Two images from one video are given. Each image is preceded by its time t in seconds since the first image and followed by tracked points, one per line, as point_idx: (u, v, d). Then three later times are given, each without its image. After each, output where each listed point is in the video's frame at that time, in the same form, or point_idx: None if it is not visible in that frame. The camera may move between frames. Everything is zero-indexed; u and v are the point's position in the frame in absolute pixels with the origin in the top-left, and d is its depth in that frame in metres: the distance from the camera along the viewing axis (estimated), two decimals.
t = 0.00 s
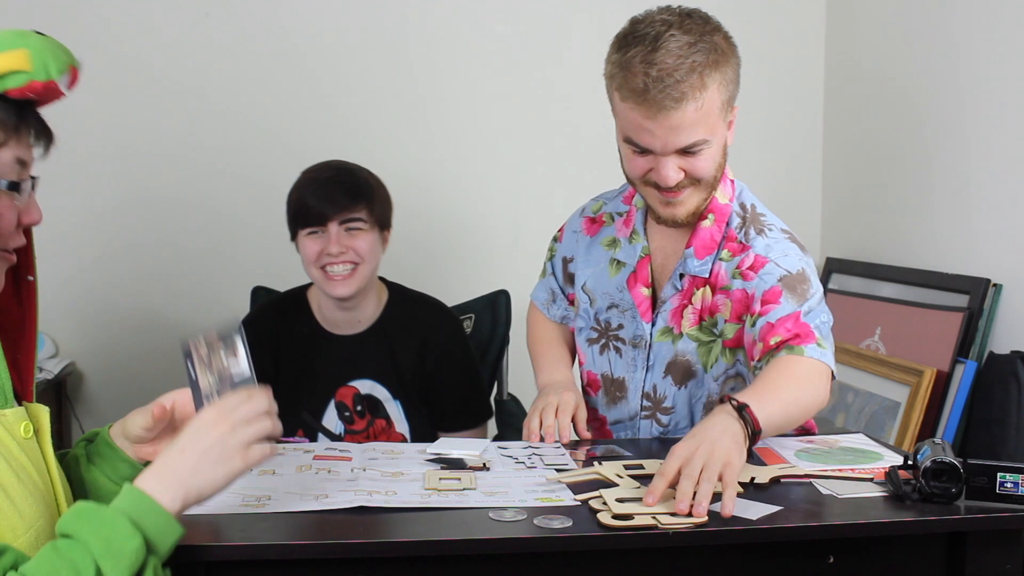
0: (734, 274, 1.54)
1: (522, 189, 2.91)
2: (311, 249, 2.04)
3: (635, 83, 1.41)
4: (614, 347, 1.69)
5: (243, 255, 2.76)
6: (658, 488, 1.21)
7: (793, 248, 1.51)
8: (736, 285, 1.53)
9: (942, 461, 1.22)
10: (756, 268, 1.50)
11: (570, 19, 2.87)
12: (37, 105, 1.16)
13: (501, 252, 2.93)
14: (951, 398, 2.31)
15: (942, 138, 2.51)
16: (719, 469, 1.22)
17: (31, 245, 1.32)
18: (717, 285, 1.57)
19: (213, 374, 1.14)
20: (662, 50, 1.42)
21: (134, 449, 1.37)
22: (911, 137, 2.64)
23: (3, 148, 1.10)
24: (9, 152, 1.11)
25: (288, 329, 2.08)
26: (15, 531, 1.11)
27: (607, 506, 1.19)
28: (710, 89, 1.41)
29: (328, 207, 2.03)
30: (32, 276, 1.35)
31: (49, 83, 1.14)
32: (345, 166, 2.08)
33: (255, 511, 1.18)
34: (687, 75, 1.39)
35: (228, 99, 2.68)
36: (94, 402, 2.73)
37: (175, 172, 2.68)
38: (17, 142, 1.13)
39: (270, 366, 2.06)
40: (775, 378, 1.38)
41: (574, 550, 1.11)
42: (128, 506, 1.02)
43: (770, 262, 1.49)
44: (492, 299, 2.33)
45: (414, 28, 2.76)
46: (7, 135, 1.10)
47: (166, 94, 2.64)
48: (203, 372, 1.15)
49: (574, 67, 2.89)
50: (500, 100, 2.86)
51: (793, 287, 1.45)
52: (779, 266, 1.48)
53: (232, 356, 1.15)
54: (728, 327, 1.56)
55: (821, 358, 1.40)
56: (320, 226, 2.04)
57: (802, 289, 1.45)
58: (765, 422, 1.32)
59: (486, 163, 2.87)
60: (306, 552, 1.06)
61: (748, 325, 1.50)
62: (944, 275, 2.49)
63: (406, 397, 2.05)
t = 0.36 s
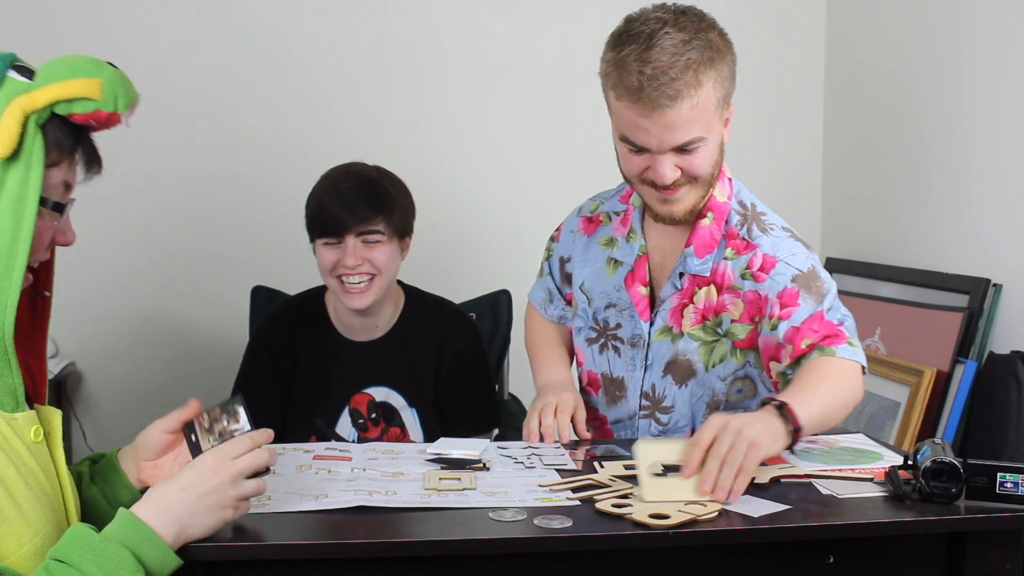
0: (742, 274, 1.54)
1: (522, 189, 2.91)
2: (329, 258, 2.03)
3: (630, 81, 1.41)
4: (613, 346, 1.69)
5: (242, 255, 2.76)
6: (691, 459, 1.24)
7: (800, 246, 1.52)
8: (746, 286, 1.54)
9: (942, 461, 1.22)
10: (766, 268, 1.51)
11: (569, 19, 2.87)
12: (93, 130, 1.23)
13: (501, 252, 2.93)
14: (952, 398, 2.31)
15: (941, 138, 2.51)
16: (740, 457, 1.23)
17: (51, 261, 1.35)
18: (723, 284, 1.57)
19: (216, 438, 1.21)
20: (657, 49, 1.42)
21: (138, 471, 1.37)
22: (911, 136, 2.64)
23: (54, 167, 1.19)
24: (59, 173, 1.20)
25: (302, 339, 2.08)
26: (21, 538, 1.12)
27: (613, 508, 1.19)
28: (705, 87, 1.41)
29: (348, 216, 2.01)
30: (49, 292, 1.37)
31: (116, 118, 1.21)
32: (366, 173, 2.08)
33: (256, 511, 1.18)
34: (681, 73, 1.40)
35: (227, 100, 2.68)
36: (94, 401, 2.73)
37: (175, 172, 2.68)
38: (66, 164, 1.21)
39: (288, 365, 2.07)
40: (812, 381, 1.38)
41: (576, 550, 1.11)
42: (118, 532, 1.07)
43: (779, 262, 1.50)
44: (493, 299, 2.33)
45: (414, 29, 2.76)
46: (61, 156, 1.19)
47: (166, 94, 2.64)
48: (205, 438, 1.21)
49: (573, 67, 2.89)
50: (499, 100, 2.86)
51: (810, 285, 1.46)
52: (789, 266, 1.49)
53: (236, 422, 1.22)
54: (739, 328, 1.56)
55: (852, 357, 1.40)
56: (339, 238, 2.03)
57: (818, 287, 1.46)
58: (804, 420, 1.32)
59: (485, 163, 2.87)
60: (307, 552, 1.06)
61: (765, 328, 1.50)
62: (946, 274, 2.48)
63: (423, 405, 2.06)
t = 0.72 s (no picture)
0: (749, 269, 1.54)
1: (521, 189, 2.91)
2: (310, 241, 2.04)
3: (628, 75, 1.41)
4: (613, 344, 1.69)
5: (242, 256, 2.76)
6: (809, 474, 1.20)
7: (804, 242, 1.53)
8: (753, 282, 1.54)
9: (942, 461, 1.22)
10: (774, 264, 1.51)
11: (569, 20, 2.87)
12: (108, 143, 1.24)
13: (500, 252, 2.93)
14: (952, 397, 2.31)
15: (942, 138, 2.51)
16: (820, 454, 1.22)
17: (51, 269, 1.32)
18: (727, 281, 1.57)
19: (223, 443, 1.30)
20: (656, 44, 1.42)
21: (139, 471, 1.38)
22: (910, 136, 2.64)
23: (68, 178, 1.20)
24: (71, 184, 1.21)
25: (280, 329, 2.08)
26: (21, 540, 1.12)
27: (615, 508, 1.19)
28: (703, 85, 1.41)
29: (332, 203, 2.04)
30: (43, 298, 1.34)
31: (133, 134, 1.22)
32: (351, 163, 2.09)
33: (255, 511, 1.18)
34: (680, 69, 1.39)
35: (227, 100, 2.68)
36: (93, 401, 2.73)
37: (176, 172, 2.68)
38: (79, 176, 1.22)
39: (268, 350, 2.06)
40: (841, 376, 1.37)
41: (575, 550, 1.11)
42: (129, 536, 1.06)
43: (786, 257, 1.50)
44: (492, 300, 2.31)
45: (413, 29, 2.76)
46: (75, 167, 1.20)
47: (166, 94, 2.64)
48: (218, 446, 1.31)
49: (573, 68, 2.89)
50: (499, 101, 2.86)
51: (817, 280, 1.47)
52: (795, 262, 1.49)
53: (238, 425, 1.28)
54: (744, 323, 1.56)
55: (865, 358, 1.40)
56: (322, 220, 2.05)
57: (824, 281, 1.47)
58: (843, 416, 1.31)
59: (485, 163, 2.87)
60: (307, 552, 1.06)
61: (773, 324, 1.50)
62: (946, 274, 2.48)
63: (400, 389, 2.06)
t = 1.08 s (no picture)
0: (741, 271, 1.54)
1: (521, 189, 2.91)
2: (311, 235, 2.05)
3: (629, 75, 1.41)
4: (613, 344, 1.69)
5: (242, 256, 2.76)
6: (673, 464, 1.26)
7: (800, 245, 1.52)
8: (743, 283, 1.53)
9: (942, 461, 1.22)
10: (764, 265, 1.51)
11: (569, 20, 2.87)
12: (94, 136, 1.24)
13: (500, 252, 2.93)
14: (951, 397, 2.31)
15: (941, 138, 2.51)
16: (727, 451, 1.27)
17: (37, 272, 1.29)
18: (723, 282, 1.57)
19: (231, 438, 1.28)
20: (660, 45, 1.41)
21: (139, 471, 1.38)
22: (910, 136, 2.64)
23: (57, 173, 1.20)
24: (61, 179, 1.21)
25: (276, 334, 2.07)
26: (15, 541, 1.11)
27: (616, 508, 1.19)
28: (705, 87, 1.41)
29: (338, 199, 2.05)
30: (35, 295, 1.32)
31: (120, 126, 1.22)
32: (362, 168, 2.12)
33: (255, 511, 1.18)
34: (682, 71, 1.39)
35: (227, 100, 2.68)
36: (93, 401, 2.73)
37: (175, 172, 2.68)
38: (67, 170, 1.22)
39: (266, 352, 2.05)
40: (790, 376, 1.41)
41: (575, 550, 1.11)
42: (127, 541, 1.06)
43: (776, 259, 1.50)
44: (491, 299, 2.31)
45: (413, 29, 2.76)
46: (64, 162, 1.20)
47: (166, 94, 2.64)
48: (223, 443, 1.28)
49: (573, 68, 2.89)
50: (499, 100, 2.86)
51: (803, 284, 1.47)
52: (785, 264, 1.49)
53: (249, 422, 1.27)
54: (736, 325, 1.56)
55: (834, 356, 1.42)
56: (326, 215, 2.06)
57: (811, 285, 1.47)
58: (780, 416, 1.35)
59: (485, 163, 2.87)
60: (307, 552, 1.06)
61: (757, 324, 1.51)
62: (946, 274, 2.48)
63: (389, 397, 2.05)
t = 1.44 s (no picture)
0: (738, 272, 1.55)
1: (521, 189, 2.91)
2: (326, 256, 2.02)
3: (628, 73, 1.41)
4: (612, 344, 1.69)
5: (242, 256, 2.76)
6: (668, 483, 1.23)
7: (797, 245, 1.52)
8: (741, 284, 1.54)
9: (942, 461, 1.22)
10: (761, 267, 1.51)
11: (569, 20, 2.87)
12: (91, 142, 1.24)
13: (500, 252, 2.93)
14: (952, 398, 2.31)
15: (941, 139, 2.51)
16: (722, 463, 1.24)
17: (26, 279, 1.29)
18: (720, 283, 1.57)
19: (264, 416, 1.23)
20: (657, 42, 1.42)
21: (141, 467, 1.37)
22: (910, 137, 2.64)
23: (54, 177, 1.20)
24: (58, 182, 1.21)
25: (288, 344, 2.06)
26: (9, 541, 1.12)
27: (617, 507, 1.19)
28: (704, 83, 1.41)
29: (354, 220, 2.02)
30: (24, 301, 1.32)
31: (118, 132, 1.22)
32: (376, 180, 2.07)
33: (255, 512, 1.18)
34: (681, 67, 1.40)
35: (227, 100, 2.68)
36: (93, 401, 2.73)
37: (175, 172, 2.68)
38: (64, 174, 1.22)
39: (280, 363, 2.04)
40: (790, 381, 1.41)
41: (575, 551, 1.11)
42: (129, 553, 1.05)
43: (774, 260, 1.50)
44: (492, 299, 2.32)
45: (413, 28, 2.76)
46: (62, 166, 1.20)
47: (166, 93, 2.64)
48: (257, 417, 1.24)
49: (573, 68, 2.89)
50: (499, 100, 2.85)
51: (801, 285, 1.47)
52: (783, 264, 1.49)
53: (286, 403, 1.22)
54: (733, 326, 1.56)
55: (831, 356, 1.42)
56: (341, 236, 2.02)
57: (808, 287, 1.47)
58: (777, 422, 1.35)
59: (485, 163, 2.87)
60: (308, 552, 1.06)
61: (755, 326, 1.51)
62: (946, 274, 2.49)
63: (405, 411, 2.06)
